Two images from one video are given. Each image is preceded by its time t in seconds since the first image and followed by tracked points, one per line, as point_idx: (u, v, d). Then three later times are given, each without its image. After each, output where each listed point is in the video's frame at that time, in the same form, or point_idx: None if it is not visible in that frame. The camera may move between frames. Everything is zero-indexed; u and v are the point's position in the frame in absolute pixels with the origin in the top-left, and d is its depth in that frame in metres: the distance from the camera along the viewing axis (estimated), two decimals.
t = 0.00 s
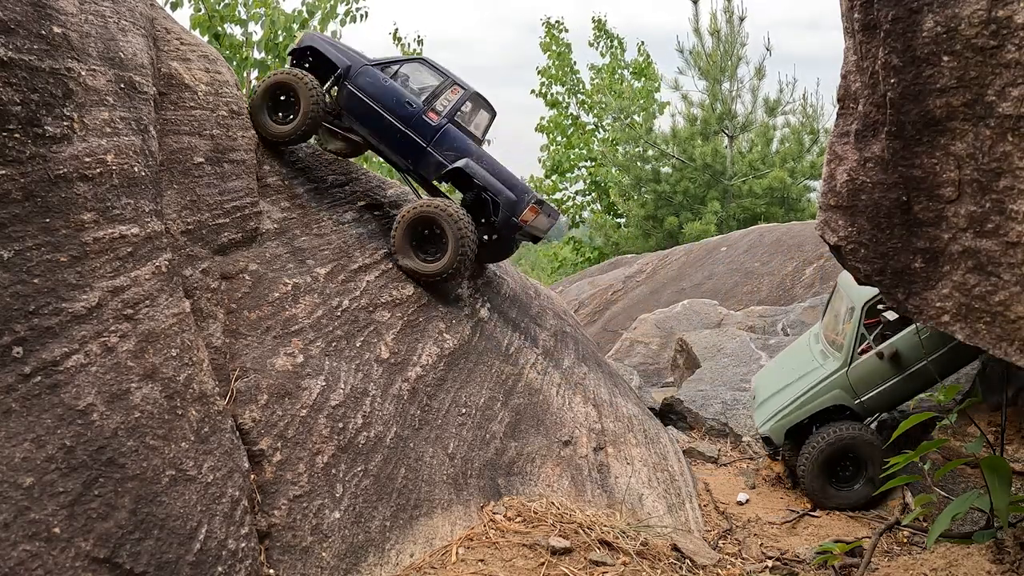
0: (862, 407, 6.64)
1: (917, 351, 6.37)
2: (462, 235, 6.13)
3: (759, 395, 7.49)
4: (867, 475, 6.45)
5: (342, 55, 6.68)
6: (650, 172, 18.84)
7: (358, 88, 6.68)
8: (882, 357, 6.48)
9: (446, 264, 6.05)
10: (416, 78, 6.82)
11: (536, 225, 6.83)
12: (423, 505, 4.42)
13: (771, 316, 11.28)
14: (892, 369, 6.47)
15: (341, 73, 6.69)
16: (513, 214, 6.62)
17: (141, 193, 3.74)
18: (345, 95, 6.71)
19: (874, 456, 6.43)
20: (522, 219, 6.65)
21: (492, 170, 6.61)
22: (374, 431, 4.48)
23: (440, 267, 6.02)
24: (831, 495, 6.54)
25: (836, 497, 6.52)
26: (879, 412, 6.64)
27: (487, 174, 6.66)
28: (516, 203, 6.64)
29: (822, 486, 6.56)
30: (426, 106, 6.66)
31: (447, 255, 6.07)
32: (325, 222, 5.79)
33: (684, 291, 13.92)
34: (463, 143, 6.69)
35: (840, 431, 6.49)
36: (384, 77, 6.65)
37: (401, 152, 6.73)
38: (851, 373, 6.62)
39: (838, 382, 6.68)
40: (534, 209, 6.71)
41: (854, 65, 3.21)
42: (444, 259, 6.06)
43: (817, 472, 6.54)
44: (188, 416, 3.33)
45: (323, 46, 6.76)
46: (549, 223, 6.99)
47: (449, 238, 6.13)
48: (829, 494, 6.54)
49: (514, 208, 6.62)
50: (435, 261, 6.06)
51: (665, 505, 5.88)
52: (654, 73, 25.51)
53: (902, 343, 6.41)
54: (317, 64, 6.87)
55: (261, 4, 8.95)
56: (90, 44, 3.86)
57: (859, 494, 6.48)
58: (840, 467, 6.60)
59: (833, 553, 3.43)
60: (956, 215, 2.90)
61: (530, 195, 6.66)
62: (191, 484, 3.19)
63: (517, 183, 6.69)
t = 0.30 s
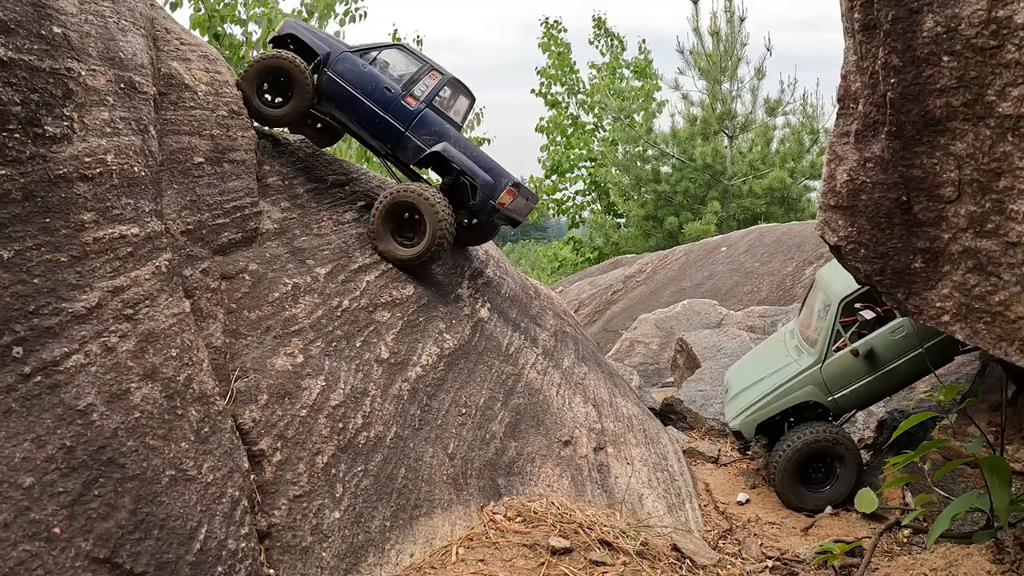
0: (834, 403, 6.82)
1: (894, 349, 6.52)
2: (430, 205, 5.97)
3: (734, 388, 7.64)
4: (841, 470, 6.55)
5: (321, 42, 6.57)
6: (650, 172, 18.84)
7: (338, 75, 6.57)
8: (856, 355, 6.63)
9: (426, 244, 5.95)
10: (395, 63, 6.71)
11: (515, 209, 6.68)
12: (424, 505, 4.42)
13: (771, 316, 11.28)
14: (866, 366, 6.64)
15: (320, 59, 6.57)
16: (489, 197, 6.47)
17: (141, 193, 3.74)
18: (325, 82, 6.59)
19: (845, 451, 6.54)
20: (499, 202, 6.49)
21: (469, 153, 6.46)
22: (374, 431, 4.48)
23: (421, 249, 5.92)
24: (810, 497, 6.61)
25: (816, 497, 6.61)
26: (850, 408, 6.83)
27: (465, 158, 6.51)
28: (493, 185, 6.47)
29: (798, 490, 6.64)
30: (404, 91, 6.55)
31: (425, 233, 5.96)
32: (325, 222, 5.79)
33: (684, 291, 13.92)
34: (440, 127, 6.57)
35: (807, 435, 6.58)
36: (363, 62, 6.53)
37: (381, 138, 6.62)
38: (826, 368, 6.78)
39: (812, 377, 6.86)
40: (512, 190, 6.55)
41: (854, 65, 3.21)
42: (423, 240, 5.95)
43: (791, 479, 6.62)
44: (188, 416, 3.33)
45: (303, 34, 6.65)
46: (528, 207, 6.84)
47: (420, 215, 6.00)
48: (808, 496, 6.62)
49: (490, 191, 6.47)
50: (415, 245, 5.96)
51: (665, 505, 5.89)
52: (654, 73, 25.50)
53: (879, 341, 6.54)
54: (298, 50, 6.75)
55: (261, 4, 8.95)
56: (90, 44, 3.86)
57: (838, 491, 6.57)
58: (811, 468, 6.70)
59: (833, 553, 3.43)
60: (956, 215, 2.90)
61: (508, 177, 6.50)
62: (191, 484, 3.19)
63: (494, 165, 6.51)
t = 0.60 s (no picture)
0: (806, 396, 6.93)
1: (872, 346, 6.68)
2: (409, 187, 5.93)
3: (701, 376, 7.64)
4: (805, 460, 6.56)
5: (313, 27, 6.43)
6: (650, 172, 18.84)
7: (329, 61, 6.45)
8: (830, 348, 6.79)
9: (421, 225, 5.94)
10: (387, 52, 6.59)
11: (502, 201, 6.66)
12: (424, 505, 4.42)
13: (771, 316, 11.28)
14: (840, 360, 6.78)
15: (311, 44, 6.44)
16: (476, 189, 6.43)
17: (141, 193, 3.74)
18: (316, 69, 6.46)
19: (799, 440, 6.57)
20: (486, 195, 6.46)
21: (458, 146, 6.41)
22: (374, 431, 4.48)
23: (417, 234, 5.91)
24: (792, 495, 6.63)
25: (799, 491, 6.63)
26: (820, 403, 6.94)
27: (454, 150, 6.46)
28: (480, 178, 6.43)
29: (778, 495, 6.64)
30: (395, 81, 6.44)
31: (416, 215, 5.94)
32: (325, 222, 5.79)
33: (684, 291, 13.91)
34: (431, 119, 6.48)
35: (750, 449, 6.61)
36: (355, 50, 6.41)
37: (370, 126, 6.52)
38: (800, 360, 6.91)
39: (785, 367, 6.96)
40: (499, 184, 6.52)
41: (854, 66, 3.21)
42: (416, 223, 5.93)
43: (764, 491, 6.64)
44: (188, 416, 3.34)
45: (294, 17, 6.50)
46: (514, 200, 6.82)
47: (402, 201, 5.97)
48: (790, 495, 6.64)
49: (477, 184, 6.42)
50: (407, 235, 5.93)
51: (665, 505, 5.89)
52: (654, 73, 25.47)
53: (854, 336, 6.71)
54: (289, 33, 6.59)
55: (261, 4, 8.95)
56: (90, 44, 3.86)
57: (817, 473, 6.57)
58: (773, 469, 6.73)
59: (833, 553, 3.43)
60: (956, 215, 2.89)
61: (495, 170, 6.48)
62: (191, 484, 3.19)
63: (483, 158, 6.47)
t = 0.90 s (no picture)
0: (756, 395, 6.78)
1: (828, 353, 6.61)
2: (380, 172, 5.92)
3: (659, 368, 7.49)
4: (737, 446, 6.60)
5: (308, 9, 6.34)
6: (650, 172, 18.85)
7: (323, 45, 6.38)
8: (786, 350, 6.69)
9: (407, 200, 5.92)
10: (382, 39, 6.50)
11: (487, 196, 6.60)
12: (424, 505, 4.42)
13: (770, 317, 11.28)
14: (795, 363, 6.68)
15: (305, 26, 6.36)
16: (461, 185, 6.37)
17: (141, 193, 3.74)
18: (309, 52, 6.39)
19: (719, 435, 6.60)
20: (470, 191, 6.39)
21: (445, 141, 6.36)
22: (374, 431, 4.48)
23: (403, 212, 5.87)
24: (757, 476, 6.67)
25: (759, 466, 6.65)
26: (768, 404, 6.81)
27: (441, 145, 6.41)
28: (466, 174, 6.37)
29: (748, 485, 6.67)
30: (387, 71, 6.38)
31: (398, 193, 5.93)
32: (325, 222, 5.80)
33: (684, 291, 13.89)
34: (420, 111, 6.42)
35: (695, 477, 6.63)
36: (349, 36, 6.32)
37: (359, 113, 6.49)
38: (755, 358, 6.78)
39: (738, 364, 6.81)
40: (484, 181, 6.47)
41: (854, 66, 3.21)
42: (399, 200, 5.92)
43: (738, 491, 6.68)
44: (188, 416, 3.34)
45: None
46: (500, 194, 6.78)
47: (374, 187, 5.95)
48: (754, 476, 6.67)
49: (462, 180, 6.37)
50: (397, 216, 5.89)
51: (665, 505, 5.89)
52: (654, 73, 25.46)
53: (812, 341, 6.63)
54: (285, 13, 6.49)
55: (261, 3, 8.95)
56: (90, 44, 3.85)
57: (758, 444, 6.60)
58: (725, 469, 6.78)
59: (833, 553, 3.43)
60: (956, 215, 2.89)
61: (480, 167, 6.41)
62: (191, 484, 3.19)
63: (469, 155, 6.42)
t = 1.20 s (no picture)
0: (749, 387, 6.77)
1: (822, 348, 6.59)
2: (353, 160, 5.92)
3: (656, 358, 7.50)
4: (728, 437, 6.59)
5: None
6: (650, 172, 18.85)
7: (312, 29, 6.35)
8: (780, 343, 6.69)
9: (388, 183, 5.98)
10: (372, 24, 6.43)
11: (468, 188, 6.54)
12: (424, 505, 4.43)
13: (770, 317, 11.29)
14: (790, 356, 6.67)
15: (295, 9, 6.33)
16: (440, 176, 6.33)
17: (141, 193, 3.74)
18: (298, 36, 6.37)
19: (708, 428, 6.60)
20: (450, 183, 6.34)
21: (428, 131, 6.31)
22: (374, 431, 4.48)
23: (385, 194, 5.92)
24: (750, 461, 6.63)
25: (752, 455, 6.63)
26: (762, 396, 6.79)
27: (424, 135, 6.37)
28: (446, 165, 6.32)
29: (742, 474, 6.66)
30: (373, 58, 6.32)
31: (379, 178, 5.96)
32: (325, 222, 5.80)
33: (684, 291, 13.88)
34: (405, 100, 6.38)
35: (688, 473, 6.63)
36: (337, 21, 6.28)
37: (346, 99, 6.47)
38: (749, 349, 6.77)
39: (733, 355, 6.82)
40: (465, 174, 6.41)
41: (854, 65, 3.21)
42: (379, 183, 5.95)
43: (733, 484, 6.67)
44: (188, 416, 3.34)
45: None
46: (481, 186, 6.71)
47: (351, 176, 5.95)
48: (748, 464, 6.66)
49: (442, 171, 6.33)
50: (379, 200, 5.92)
51: (665, 505, 5.88)
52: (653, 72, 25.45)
53: (806, 335, 6.63)
54: None
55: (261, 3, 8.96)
56: (90, 44, 3.85)
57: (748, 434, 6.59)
58: (718, 460, 6.76)
59: (833, 553, 3.43)
60: (956, 215, 2.89)
61: (462, 159, 6.33)
62: (191, 484, 3.19)
63: (451, 146, 6.36)
